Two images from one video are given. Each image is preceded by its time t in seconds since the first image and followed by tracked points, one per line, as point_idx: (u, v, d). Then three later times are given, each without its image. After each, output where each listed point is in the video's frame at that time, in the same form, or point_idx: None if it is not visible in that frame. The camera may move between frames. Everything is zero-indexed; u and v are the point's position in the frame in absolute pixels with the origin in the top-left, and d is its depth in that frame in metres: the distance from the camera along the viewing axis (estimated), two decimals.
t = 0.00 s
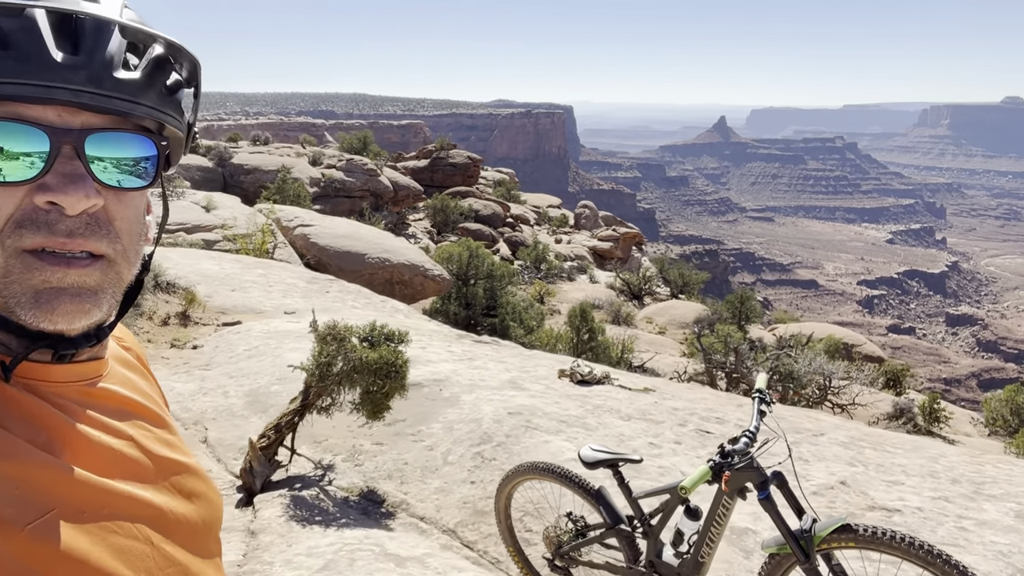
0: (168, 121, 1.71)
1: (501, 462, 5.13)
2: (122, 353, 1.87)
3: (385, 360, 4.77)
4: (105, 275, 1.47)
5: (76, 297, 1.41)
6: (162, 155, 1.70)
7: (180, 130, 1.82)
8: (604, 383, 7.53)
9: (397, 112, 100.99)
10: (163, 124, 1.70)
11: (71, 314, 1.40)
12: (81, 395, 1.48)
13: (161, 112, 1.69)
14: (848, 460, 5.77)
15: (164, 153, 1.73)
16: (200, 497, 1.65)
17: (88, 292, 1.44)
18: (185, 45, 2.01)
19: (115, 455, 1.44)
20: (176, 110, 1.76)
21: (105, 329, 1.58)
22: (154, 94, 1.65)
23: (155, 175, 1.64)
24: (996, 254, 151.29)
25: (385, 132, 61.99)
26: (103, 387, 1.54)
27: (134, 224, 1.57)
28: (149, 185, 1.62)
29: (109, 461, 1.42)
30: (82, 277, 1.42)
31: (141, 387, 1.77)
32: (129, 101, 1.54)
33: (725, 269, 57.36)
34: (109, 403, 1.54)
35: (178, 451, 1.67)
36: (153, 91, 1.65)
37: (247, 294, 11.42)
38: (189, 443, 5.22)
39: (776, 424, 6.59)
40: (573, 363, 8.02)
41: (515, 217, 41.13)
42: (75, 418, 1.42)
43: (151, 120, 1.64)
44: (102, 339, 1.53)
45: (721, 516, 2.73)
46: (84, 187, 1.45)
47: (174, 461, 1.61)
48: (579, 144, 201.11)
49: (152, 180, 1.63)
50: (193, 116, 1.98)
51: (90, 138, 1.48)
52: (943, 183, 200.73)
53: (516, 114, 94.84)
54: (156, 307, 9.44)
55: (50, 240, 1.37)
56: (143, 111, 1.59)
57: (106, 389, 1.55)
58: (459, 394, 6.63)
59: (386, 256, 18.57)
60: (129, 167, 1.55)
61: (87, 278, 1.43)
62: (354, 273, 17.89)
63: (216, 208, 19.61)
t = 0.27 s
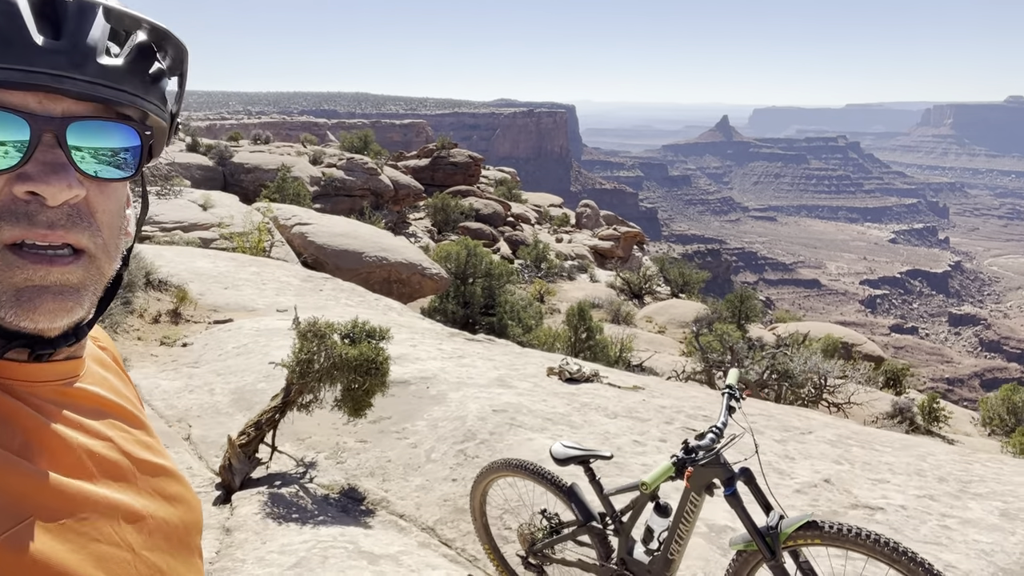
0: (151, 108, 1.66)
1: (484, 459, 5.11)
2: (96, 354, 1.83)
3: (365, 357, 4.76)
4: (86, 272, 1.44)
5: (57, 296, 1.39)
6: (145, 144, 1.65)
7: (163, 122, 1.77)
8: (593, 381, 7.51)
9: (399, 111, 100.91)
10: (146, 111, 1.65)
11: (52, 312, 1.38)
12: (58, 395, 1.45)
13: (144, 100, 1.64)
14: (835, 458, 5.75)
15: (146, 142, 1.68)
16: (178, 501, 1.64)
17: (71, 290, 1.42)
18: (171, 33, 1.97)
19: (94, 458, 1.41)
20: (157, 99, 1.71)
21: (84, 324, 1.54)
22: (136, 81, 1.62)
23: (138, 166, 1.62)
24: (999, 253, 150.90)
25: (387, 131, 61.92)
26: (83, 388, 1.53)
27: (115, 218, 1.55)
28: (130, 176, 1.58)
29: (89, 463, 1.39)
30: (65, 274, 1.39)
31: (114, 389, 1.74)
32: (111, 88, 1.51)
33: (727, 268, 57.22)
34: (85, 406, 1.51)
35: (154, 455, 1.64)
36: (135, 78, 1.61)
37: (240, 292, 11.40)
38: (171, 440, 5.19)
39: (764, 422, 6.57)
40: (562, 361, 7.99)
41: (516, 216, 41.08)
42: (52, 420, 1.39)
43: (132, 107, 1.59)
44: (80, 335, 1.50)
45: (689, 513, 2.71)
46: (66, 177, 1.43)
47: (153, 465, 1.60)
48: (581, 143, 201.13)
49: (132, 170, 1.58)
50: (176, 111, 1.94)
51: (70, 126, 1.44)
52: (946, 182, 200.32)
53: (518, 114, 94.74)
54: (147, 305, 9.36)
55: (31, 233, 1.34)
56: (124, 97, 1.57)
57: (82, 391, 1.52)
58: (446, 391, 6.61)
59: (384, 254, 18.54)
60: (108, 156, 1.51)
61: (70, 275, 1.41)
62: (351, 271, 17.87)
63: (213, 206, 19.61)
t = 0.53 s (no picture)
0: (138, 98, 1.55)
1: (467, 458, 5.09)
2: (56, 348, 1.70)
3: (346, 354, 4.74)
4: (62, 264, 1.36)
5: (31, 285, 1.30)
6: (128, 133, 1.55)
7: (148, 110, 1.65)
8: (583, 380, 7.48)
9: (403, 111, 101.00)
10: (132, 100, 1.54)
11: (25, 305, 1.29)
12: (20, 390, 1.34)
13: (131, 89, 1.53)
14: (822, 458, 5.72)
15: (131, 132, 1.58)
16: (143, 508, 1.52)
17: (44, 280, 1.33)
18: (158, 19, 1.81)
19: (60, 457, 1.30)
20: (145, 88, 1.60)
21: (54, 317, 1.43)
22: (125, 70, 1.50)
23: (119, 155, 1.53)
24: (1005, 253, 150.11)
25: (391, 131, 61.91)
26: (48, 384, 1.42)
27: (92, 210, 1.46)
28: (109, 165, 1.49)
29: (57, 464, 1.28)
30: (39, 266, 1.29)
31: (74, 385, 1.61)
32: (96, 75, 1.40)
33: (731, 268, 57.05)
34: (47, 402, 1.39)
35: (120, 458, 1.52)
36: (124, 67, 1.50)
37: (235, 290, 11.38)
38: (154, 437, 5.15)
39: (753, 421, 6.53)
40: (553, 359, 7.96)
41: (518, 216, 41.03)
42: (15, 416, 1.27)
43: (118, 96, 1.49)
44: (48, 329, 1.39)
45: (656, 511, 2.68)
46: (44, 163, 1.32)
47: (118, 469, 1.46)
48: (585, 142, 200.97)
49: (111, 160, 1.50)
50: (160, 100, 1.81)
51: (51, 111, 1.33)
52: (951, 182, 199.55)
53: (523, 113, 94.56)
54: (140, 302, 9.18)
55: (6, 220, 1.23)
56: (111, 86, 1.46)
57: (43, 386, 1.40)
58: (434, 390, 6.60)
59: (383, 252, 18.49)
60: (85, 141, 1.41)
61: (44, 268, 1.31)
62: (350, 270, 17.84)
63: (213, 204, 19.53)
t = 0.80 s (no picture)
0: (103, 88, 1.49)
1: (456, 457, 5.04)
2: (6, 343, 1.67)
3: (333, 352, 4.69)
4: (22, 256, 1.29)
5: None
6: (93, 123, 1.51)
7: (117, 102, 1.59)
8: (579, 379, 7.41)
9: (411, 110, 101.10)
10: (97, 91, 1.49)
11: None
12: None
13: (96, 79, 1.47)
14: (818, 459, 5.63)
15: (95, 123, 1.53)
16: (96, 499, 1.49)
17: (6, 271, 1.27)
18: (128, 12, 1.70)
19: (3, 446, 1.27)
20: (114, 78, 1.55)
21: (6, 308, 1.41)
22: (92, 60, 1.44)
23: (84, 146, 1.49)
24: (1015, 254, 148.71)
25: (398, 130, 61.91)
26: None
27: (54, 199, 1.39)
28: (71, 155, 1.44)
29: None
30: None
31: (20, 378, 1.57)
32: (64, 64, 1.35)
33: (739, 268, 56.76)
34: None
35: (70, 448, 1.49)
36: (91, 57, 1.44)
37: (234, 288, 11.34)
38: (142, 435, 5.10)
39: (749, 422, 6.44)
40: (549, 359, 7.89)
41: (524, 215, 40.96)
42: None
43: (83, 85, 1.44)
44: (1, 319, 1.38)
45: (635, 513, 2.62)
46: (6, 152, 1.27)
47: (67, 459, 1.43)
48: (592, 142, 200.61)
49: (74, 149, 1.46)
50: (126, 92, 1.68)
51: (13, 98, 1.28)
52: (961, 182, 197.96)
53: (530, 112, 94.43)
54: (138, 300, 9.05)
55: None
56: (77, 75, 1.41)
57: None
58: (427, 389, 6.55)
59: (386, 251, 18.39)
60: (44, 126, 1.35)
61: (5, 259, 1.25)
62: (353, 269, 17.74)
63: (217, 203, 19.50)
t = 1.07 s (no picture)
0: (47, 97, 1.23)
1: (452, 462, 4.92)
2: None
3: (326, 353, 4.58)
4: None
5: None
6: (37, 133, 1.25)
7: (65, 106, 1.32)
8: (582, 381, 7.26)
9: (423, 110, 101.24)
10: (40, 99, 1.22)
11: None
12: None
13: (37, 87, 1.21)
14: (824, 465, 5.46)
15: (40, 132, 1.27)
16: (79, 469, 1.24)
17: None
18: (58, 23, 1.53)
19: None
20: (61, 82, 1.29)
21: None
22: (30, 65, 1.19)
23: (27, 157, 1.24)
24: None
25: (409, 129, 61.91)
26: None
27: None
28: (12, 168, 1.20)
29: None
30: None
31: None
32: None
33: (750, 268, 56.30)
34: None
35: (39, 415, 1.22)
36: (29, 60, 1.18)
37: (238, 287, 11.29)
38: (134, 435, 4.99)
39: (755, 426, 6.28)
40: (551, 360, 7.76)
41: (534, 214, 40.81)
42: None
43: (23, 95, 1.19)
44: None
45: (627, 525, 2.49)
46: None
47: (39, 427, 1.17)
48: (603, 141, 199.97)
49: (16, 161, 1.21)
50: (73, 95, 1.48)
51: None
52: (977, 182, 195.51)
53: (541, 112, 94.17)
54: (140, 298, 9.00)
55: None
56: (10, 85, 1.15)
57: None
58: (426, 390, 6.43)
59: (394, 250, 18.09)
60: None
61: None
62: (360, 268, 17.42)
63: (225, 200, 19.47)
